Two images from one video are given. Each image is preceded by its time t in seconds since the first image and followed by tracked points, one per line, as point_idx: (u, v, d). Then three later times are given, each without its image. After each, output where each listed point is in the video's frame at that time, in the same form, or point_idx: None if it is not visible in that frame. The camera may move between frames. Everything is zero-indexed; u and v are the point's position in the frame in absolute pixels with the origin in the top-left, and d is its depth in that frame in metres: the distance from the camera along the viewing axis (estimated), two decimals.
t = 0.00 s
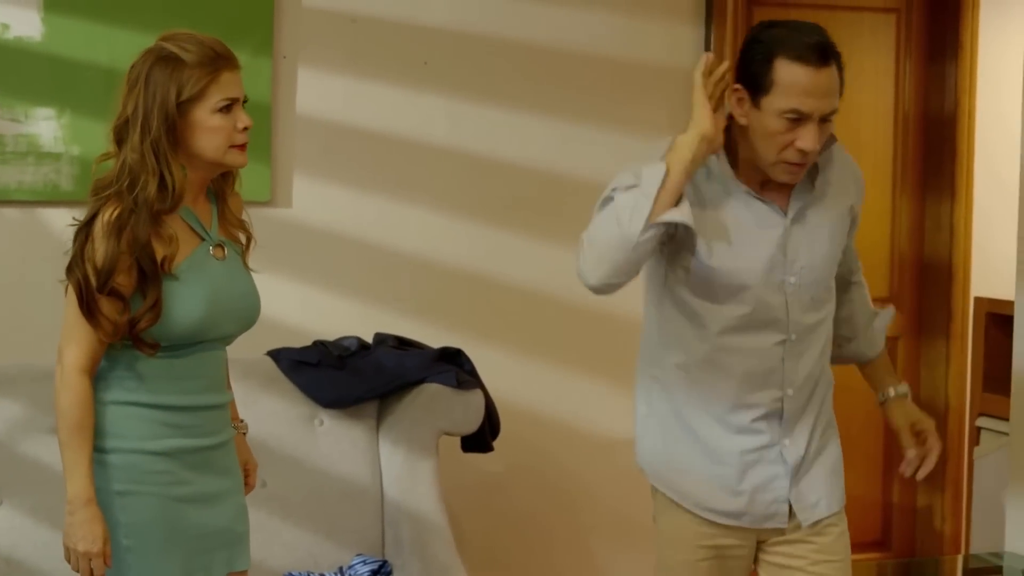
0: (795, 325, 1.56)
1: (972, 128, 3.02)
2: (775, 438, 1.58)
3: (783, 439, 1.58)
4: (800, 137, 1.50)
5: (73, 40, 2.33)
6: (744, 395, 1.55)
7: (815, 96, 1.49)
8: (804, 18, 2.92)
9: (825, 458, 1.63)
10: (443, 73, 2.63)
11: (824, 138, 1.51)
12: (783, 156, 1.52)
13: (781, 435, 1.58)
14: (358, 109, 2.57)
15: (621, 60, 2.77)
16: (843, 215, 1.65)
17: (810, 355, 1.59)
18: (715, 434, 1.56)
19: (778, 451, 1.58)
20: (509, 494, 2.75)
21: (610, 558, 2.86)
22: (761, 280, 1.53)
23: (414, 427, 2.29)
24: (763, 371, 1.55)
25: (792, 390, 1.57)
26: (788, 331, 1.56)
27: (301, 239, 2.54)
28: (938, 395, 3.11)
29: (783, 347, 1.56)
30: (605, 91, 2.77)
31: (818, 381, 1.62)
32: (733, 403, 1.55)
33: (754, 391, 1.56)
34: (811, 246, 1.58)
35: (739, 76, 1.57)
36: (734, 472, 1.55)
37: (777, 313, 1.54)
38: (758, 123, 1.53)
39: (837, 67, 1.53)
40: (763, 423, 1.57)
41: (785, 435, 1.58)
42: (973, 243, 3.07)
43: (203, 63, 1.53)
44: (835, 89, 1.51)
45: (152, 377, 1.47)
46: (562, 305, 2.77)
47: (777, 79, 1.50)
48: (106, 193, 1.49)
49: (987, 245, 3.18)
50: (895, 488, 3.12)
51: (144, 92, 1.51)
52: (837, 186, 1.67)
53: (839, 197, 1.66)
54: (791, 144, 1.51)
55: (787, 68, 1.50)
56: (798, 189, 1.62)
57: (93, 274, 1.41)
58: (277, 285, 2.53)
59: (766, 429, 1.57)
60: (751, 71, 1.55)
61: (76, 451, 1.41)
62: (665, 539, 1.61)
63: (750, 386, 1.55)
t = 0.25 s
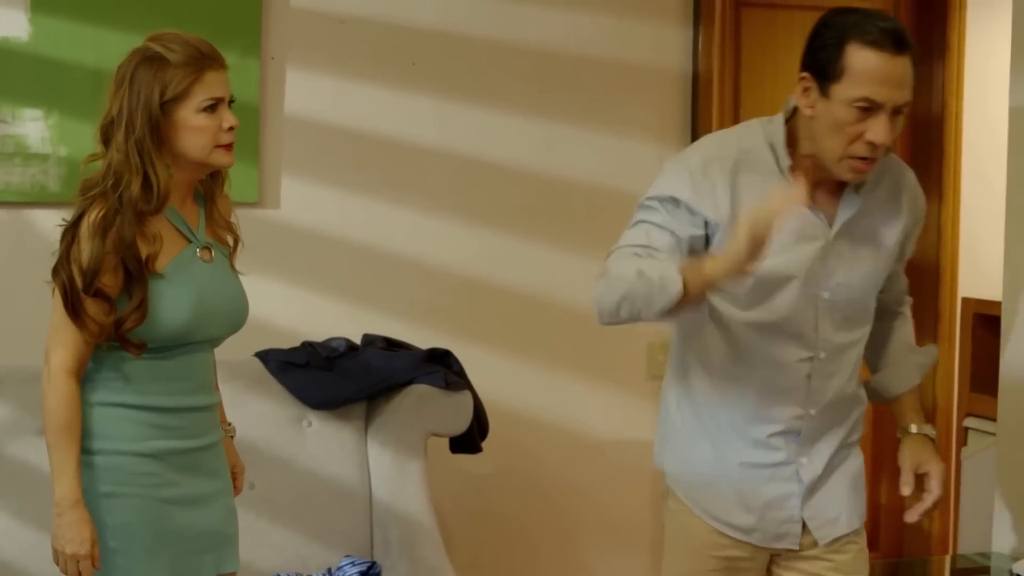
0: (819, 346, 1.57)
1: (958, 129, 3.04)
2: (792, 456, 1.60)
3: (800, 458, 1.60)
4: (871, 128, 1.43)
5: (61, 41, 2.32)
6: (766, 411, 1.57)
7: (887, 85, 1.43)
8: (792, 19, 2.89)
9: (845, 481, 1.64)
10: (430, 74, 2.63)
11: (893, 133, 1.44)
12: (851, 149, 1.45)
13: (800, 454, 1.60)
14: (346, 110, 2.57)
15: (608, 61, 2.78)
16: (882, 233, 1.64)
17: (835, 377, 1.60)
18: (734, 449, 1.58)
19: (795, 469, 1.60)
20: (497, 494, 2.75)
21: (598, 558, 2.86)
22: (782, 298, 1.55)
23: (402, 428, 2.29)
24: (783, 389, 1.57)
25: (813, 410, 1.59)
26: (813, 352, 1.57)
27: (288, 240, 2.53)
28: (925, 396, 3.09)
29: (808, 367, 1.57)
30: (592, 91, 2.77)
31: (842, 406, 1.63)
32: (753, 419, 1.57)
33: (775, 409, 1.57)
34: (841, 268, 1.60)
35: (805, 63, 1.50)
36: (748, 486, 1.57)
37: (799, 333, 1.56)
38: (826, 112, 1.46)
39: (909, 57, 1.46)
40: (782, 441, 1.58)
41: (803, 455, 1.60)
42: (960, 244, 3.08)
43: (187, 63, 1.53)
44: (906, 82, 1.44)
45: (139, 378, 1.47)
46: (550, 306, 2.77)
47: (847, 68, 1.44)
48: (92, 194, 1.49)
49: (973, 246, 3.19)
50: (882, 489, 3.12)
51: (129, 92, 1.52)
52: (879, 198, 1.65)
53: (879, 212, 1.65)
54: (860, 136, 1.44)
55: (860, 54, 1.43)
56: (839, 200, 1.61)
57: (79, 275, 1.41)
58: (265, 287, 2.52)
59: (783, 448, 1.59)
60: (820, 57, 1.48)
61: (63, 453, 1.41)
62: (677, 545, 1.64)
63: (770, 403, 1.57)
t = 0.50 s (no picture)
0: (855, 352, 1.44)
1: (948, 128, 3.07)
2: (822, 472, 1.46)
3: (831, 474, 1.46)
4: (905, 118, 1.33)
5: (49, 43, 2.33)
6: (794, 420, 1.45)
7: (923, 72, 1.32)
8: (779, 22, 2.87)
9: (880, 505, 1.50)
10: (420, 76, 2.63)
11: (930, 123, 1.34)
12: (884, 140, 1.35)
13: (831, 470, 1.46)
14: (335, 112, 2.57)
15: (597, 63, 2.78)
16: (941, 237, 1.48)
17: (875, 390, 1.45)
18: (758, 458, 1.47)
19: (824, 485, 1.46)
20: (485, 496, 2.75)
21: (588, 561, 2.86)
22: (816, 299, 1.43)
23: (391, 430, 2.29)
24: (815, 396, 1.45)
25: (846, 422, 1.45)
26: (847, 359, 1.44)
27: (276, 242, 2.54)
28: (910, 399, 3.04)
29: (841, 375, 1.44)
30: (580, 94, 2.78)
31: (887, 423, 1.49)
32: (780, 427, 1.46)
33: (806, 418, 1.45)
34: (890, 268, 1.45)
35: (840, 48, 1.41)
36: (771, 497, 1.46)
37: (832, 336, 1.43)
38: (860, 100, 1.37)
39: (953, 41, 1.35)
40: (811, 453, 1.46)
41: (834, 471, 1.46)
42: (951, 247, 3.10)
43: (168, 64, 1.54)
44: (944, 68, 1.33)
45: (126, 380, 1.47)
46: (539, 308, 2.77)
47: (878, 53, 1.34)
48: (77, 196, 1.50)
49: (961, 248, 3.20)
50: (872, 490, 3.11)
51: (111, 95, 1.53)
52: (938, 198, 1.50)
53: (938, 215, 1.49)
54: (894, 126, 1.34)
55: (894, 39, 1.33)
56: (893, 196, 1.46)
57: (64, 276, 1.42)
58: (254, 289, 2.52)
59: (813, 462, 1.46)
60: (854, 43, 1.38)
61: (48, 454, 1.42)
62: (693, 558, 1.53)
63: (800, 412, 1.45)
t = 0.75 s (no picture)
0: (854, 355, 1.35)
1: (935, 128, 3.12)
2: (829, 480, 1.38)
3: (838, 483, 1.37)
4: (883, 117, 1.27)
5: (44, 47, 2.34)
6: (792, 429, 1.38)
7: (901, 69, 1.26)
8: (770, 27, 2.92)
9: (892, 513, 1.42)
10: (413, 80, 2.65)
11: (911, 120, 1.28)
12: (864, 139, 1.29)
13: (837, 478, 1.37)
14: (328, 116, 2.59)
15: (588, 68, 2.81)
16: (958, 237, 1.37)
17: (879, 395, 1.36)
18: (757, 467, 1.40)
19: (830, 494, 1.38)
20: (477, 498, 2.77)
21: (578, 560, 2.89)
22: (807, 300, 1.36)
23: (385, 432, 2.31)
24: (814, 402, 1.37)
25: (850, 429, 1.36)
26: (844, 361, 1.35)
27: (270, 245, 2.54)
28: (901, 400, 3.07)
29: (838, 378, 1.35)
30: (572, 98, 2.80)
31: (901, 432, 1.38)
32: (779, 434, 1.39)
33: (804, 424, 1.38)
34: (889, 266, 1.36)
35: (821, 49, 1.36)
36: (773, 505, 1.39)
37: (829, 338, 1.35)
38: (838, 100, 1.31)
39: (935, 36, 1.29)
40: (815, 461, 1.37)
41: (841, 479, 1.37)
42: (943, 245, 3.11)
43: (156, 68, 1.56)
44: (922, 63, 1.26)
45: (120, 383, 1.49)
46: (531, 310, 2.79)
47: (854, 53, 1.29)
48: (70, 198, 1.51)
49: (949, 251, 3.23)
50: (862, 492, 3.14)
51: (101, 99, 1.55)
52: (954, 195, 1.39)
53: (953, 212, 1.38)
54: (873, 126, 1.28)
55: (869, 38, 1.28)
56: (896, 199, 1.37)
57: (58, 276, 1.43)
58: (247, 292, 2.53)
59: (818, 470, 1.38)
60: (832, 42, 1.33)
61: (45, 454, 1.43)
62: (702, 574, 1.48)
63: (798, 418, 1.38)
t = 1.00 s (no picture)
0: (846, 373, 1.30)
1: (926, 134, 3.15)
2: (838, 505, 1.34)
3: (847, 506, 1.33)
4: (839, 136, 1.23)
5: (41, 54, 2.35)
6: (790, 458, 1.34)
7: (852, 84, 1.21)
8: (761, 35, 2.94)
9: (925, 528, 1.37)
10: (408, 87, 2.67)
11: (869, 132, 1.23)
12: (824, 159, 1.26)
13: (845, 501, 1.33)
14: (323, 122, 2.60)
15: (581, 74, 2.82)
16: (948, 228, 1.33)
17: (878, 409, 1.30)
18: (760, 501, 1.37)
19: (840, 516, 1.34)
20: (473, 502, 2.78)
21: (573, 564, 2.90)
22: (791, 324, 1.33)
23: (380, 437, 2.32)
24: (809, 427, 1.33)
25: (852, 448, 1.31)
26: (836, 382, 1.30)
27: (266, 252, 2.56)
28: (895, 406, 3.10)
29: (832, 400, 1.31)
30: (567, 104, 2.81)
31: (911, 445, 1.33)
32: (777, 466, 1.36)
33: (802, 452, 1.34)
34: (876, 278, 1.31)
35: (777, 64, 1.33)
36: (783, 537, 1.36)
37: (819, 360, 1.31)
38: (794, 122, 1.28)
39: (888, 39, 1.24)
40: (820, 488, 1.34)
41: (850, 502, 1.33)
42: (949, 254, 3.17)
43: (150, 80, 1.63)
44: (876, 71, 1.21)
45: (111, 391, 1.53)
46: (526, 316, 2.81)
47: (807, 71, 1.25)
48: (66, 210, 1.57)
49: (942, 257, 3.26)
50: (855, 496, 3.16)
51: (99, 114, 1.62)
52: (945, 182, 1.35)
53: (941, 203, 1.34)
54: (829, 145, 1.24)
55: (819, 55, 1.24)
56: (878, 207, 1.34)
57: (45, 286, 1.48)
58: (243, 297, 2.54)
59: (824, 496, 1.34)
60: (785, 61, 1.30)
61: (34, 462, 1.49)
62: None
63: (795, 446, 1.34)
